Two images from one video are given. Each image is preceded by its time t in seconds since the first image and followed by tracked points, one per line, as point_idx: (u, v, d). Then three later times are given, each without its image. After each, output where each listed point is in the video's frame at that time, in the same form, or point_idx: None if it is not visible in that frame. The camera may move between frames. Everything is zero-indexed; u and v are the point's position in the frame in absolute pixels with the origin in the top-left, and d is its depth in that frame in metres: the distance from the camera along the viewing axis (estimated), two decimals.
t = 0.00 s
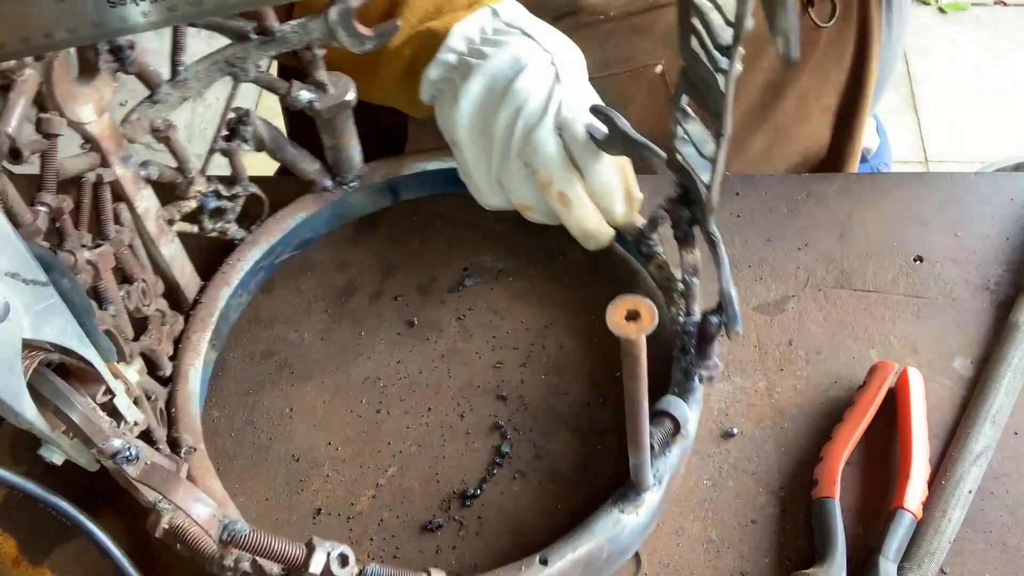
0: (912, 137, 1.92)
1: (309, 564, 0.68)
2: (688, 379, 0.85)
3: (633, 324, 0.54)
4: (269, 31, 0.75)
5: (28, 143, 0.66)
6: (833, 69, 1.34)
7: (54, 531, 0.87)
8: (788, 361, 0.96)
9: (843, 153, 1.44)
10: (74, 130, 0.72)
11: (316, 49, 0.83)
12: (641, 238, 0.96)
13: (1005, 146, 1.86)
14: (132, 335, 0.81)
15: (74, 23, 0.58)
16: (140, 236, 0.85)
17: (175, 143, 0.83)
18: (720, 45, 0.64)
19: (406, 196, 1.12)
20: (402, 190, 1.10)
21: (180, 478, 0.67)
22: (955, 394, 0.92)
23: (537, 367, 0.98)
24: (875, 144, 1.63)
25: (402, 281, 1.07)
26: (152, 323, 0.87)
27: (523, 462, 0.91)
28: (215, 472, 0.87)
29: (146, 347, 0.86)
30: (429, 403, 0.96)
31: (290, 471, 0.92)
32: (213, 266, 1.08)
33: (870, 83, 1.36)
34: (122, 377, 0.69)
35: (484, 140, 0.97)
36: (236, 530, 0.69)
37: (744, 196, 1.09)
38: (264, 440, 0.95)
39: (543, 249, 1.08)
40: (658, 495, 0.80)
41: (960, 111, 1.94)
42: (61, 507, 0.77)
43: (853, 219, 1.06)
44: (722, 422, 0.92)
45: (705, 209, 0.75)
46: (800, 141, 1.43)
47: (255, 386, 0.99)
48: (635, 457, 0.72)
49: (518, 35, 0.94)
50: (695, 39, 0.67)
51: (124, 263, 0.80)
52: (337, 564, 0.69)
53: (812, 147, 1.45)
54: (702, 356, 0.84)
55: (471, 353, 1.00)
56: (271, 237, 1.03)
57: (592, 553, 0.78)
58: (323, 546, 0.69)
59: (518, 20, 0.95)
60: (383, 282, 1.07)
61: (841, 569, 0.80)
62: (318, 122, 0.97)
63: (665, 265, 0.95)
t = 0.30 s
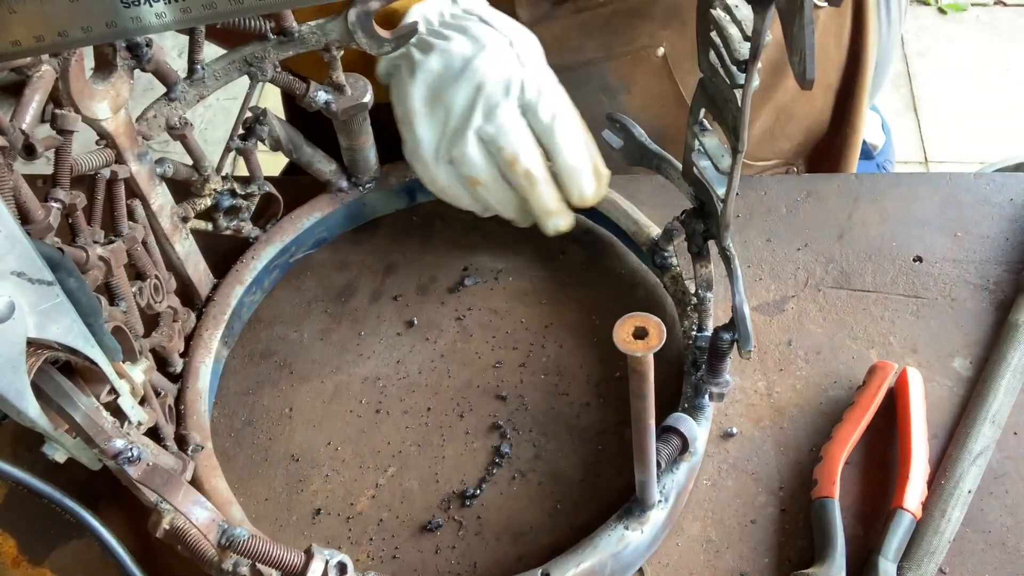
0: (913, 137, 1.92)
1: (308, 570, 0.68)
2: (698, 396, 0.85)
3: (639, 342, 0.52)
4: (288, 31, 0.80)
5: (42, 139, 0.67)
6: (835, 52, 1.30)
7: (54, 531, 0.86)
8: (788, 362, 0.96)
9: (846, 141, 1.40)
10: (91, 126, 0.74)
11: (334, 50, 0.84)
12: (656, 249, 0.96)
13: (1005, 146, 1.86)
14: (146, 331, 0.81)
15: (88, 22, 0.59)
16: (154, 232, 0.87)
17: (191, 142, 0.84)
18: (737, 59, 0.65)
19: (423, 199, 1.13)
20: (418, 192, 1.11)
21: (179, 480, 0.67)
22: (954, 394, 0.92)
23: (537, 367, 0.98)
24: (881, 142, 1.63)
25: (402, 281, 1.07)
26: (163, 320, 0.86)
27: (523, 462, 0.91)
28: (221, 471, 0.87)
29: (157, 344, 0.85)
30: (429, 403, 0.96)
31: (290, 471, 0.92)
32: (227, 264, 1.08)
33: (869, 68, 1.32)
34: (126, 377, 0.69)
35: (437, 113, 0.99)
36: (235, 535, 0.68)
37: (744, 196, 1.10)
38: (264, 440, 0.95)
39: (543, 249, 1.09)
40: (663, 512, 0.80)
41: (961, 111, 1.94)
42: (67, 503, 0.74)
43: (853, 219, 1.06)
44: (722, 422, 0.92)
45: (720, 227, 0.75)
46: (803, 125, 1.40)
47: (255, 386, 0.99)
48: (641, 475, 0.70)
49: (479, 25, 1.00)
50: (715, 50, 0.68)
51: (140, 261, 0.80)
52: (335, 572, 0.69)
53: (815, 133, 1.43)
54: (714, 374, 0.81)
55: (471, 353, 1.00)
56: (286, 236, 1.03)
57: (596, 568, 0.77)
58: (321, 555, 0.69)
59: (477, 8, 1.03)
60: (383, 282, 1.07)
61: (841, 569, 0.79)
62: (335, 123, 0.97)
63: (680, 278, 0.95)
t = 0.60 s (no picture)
0: (913, 137, 1.92)
1: (308, 570, 0.68)
2: (699, 396, 0.85)
3: (639, 342, 0.52)
4: (288, 31, 0.80)
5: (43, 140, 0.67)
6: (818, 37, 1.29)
7: (54, 531, 0.86)
8: (787, 362, 0.96)
9: (830, 134, 1.38)
10: (91, 126, 0.74)
11: (334, 50, 0.84)
12: (656, 249, 0.96)
13: (1005, 146, 1.86)
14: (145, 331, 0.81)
15: (88, 23, 0.59)
16: (154, 233, 0.87)
17: (192, 142, 0.84)
18: (737, 60, 0.65)
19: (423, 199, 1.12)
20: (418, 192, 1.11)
21: (180, 480, 0.67)
22: (954, 395, 0.92)
23: (537, 367, 0.98)
24: (874, 142, 1.63)
25: (402, 281, 1.07)
26: (164, 320, 0.86)
27: (523, 462, 0.91)
28: (221, 471, 0.87)
29: (157, 344, 0.85)
30: (429, 403, 0.96)
31: (290, 471, 0.92)
32: (226, 264, 1.08)
33: (852, 59, 1.31)
34: (127, 377, 0.69)
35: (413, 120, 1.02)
36: (236, 535, 0.68)
37: (744, 196, 1.10)
38: (264, 440, 0.95)
39: (544, 249, 1.09)
40: (663, 512, 0.80)
41: (961, 111, 1.94)
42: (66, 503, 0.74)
43: (853, 219, 1.06)
44: (722, 422, 0.92)
45: (720, 227, 0.75)
46: (787, 117, 1.40)
47: (255, 386, 0.99)
48: (641, 475, 0.70)
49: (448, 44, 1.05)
50: (715, 50, 0.68)
51: (140, 260, 0.79)
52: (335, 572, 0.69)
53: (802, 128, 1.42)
54: (714, 374, 0.82)
55: (471, 353, 1.00)
56: (286, 236, 1.03)
57: (596, 568, 0.77)
58: (321, 554, 0.69)
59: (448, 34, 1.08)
60: (383, 282, 1.07)
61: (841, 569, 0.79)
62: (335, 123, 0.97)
63: (680, 279, 0.95)
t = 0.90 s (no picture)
0: (913, 137, 1.93)
1: (308, 570, 0.68)
2: (699, 395, 0.85)
3: (640, 342, 0.52)
4: (288, 31, 0.80)
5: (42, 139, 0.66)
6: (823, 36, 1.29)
7: (54, 531, 0.86)
8: (787, 362, 0.96)
9: (836, 134, 1.38)
10: (91, 126, 0.74)
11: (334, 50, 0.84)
12: (656, 249, 0.96)
13: (1005, 145, 1.86)
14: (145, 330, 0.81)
15: (88, 22, 0.59)
16: (154, 233, 0.87)
17: (192, 142, 0.84)
18: (739, 59, 0.65)
19: (423, 199, 1.12)
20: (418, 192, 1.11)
21: (181, 480, 0.67)
22: (955, 394, 0.92)
23: (537, 366, 0.98)
24: (879, 143, 1.63)
25: (402, 281, 1.07)
26: (163, 319, 0.86)
27: (523, 462, 0.91)
28: (221, 471, 0.87)
29: (157, 343, 0.85)
30: (429, 403, 0.96)
31: (290, 471, 0.92)
32: (226, 264, 1.08)
33: (858, 60, 1.31)
34: (127, 377, 0.69)
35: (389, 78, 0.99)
36: (236, 535, 0.68)
37: (744, 196, 1.10)
38: (264, 440, 0.95)
39: (544, 249, 1.09)
40: (663, 512, 0.80)
41: (961, 111, 1.94)
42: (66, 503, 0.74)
43: (853, 218, 1.06)
44: (722, 422, 0.92)
45: (721, 226, 0.75)
46: (793, 118, 1.39)
47: (255, 385, 0.99)
48: (641, 475, 0.70)
49: None
50: (715, 50, 0.68)
51: (139, 260, 0.79)
52: (335, 572, 0.69)
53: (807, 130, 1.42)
54: (715, 375, 0.82)
55: (471, 353, 1.00)
56: (286, 236, 1.02)
57: (596, 568, 0.77)
58: (321, 554, 0.69)
59: None
60: (383, 282, 1.07)
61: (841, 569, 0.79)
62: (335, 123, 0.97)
63: (680, 278, 0.95)
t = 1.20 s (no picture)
0: (912, 137, 1.93)
1: (308, 570, 0.68)
2: (699, 395, 0.85)
3: (639, 342, 0.52)
4: (288, 31, 0.80)
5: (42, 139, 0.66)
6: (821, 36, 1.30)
7: (54, 531, 0.86)
8: (787, 362, 0.96)
9: (833, 136, 1.38)
10: (91, 126, 0.74)
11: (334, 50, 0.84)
12: (656, 249, 0.96)
13: (1005, 145, 1.86)
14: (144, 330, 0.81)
15: (88, 22, 0.59)
16: (154, 233, 0.87)
17: (192, 142, 0.84)
18: (738, 59, 0.65)
19: (423, 199, 1.12)
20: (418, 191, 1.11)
21: (181, 479, 0.67)
22: (954, 394, 0.92)
23: (537, 366, 0.98)
24: (876, 143, 1.63)
25: (402, 281, 1.07)
26: (163, 319, 0.86)
27: (523, 462, 0.91)
28: (221, 471, 0.87)
29: (157, 343, 0.85)
30: (429, 403, 0.96)
31: (290, 471, 0.92)
32: (226, 264, 1.08)
33: (855, 61, 1.32)
34: (127, 377, 0.69)
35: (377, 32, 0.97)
36: (236, 535, 0.68)
37: (744, 196, 1.10)
38: (264, 440, 0.95)
39: (544, 249, 1.09)
40: (663, 512, 0.80)
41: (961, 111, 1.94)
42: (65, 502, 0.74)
43: (853, 218, 1.06)
44: (722, 422, 0.92)
45: (721, 225, 0.75)
46: (789, 119, 1.39)
47: (255, 385, 0.99)
48: (641, 475, 0.70)
49: None
50: (715, 50, 0.68)
51: (139, 260, 0.79)
52: (334, 572, 0.69)
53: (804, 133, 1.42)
54: (714, 375, 0.82)
55: (471, 353, 1.00)
56: (286, 236, 1.02)
57: (596, 567, 0.77)
58: (321, 553, 0.69)
59: None
60: (383, 282, 1.07)
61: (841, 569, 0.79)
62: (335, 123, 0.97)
63: (680, 278, 0.95)
